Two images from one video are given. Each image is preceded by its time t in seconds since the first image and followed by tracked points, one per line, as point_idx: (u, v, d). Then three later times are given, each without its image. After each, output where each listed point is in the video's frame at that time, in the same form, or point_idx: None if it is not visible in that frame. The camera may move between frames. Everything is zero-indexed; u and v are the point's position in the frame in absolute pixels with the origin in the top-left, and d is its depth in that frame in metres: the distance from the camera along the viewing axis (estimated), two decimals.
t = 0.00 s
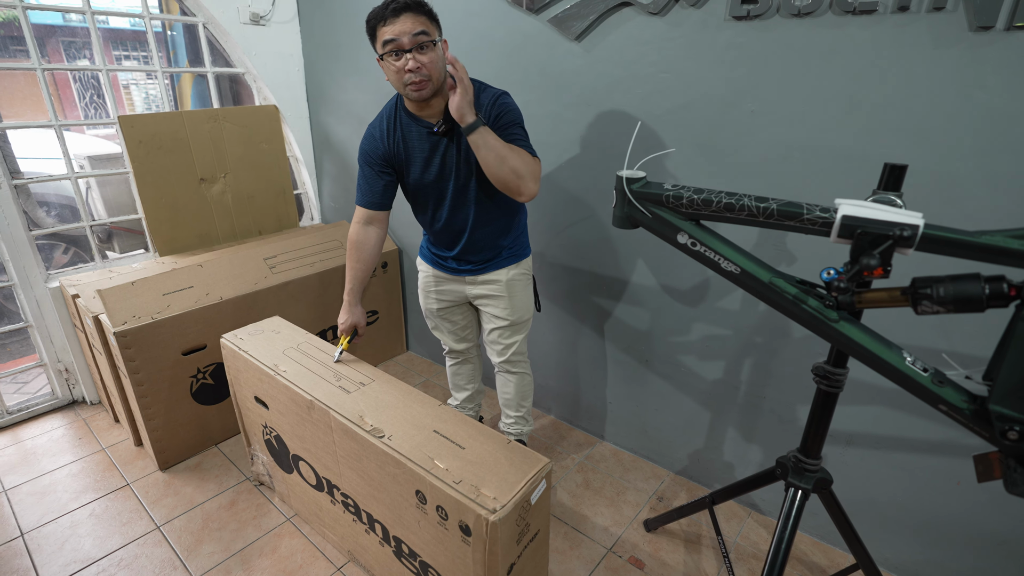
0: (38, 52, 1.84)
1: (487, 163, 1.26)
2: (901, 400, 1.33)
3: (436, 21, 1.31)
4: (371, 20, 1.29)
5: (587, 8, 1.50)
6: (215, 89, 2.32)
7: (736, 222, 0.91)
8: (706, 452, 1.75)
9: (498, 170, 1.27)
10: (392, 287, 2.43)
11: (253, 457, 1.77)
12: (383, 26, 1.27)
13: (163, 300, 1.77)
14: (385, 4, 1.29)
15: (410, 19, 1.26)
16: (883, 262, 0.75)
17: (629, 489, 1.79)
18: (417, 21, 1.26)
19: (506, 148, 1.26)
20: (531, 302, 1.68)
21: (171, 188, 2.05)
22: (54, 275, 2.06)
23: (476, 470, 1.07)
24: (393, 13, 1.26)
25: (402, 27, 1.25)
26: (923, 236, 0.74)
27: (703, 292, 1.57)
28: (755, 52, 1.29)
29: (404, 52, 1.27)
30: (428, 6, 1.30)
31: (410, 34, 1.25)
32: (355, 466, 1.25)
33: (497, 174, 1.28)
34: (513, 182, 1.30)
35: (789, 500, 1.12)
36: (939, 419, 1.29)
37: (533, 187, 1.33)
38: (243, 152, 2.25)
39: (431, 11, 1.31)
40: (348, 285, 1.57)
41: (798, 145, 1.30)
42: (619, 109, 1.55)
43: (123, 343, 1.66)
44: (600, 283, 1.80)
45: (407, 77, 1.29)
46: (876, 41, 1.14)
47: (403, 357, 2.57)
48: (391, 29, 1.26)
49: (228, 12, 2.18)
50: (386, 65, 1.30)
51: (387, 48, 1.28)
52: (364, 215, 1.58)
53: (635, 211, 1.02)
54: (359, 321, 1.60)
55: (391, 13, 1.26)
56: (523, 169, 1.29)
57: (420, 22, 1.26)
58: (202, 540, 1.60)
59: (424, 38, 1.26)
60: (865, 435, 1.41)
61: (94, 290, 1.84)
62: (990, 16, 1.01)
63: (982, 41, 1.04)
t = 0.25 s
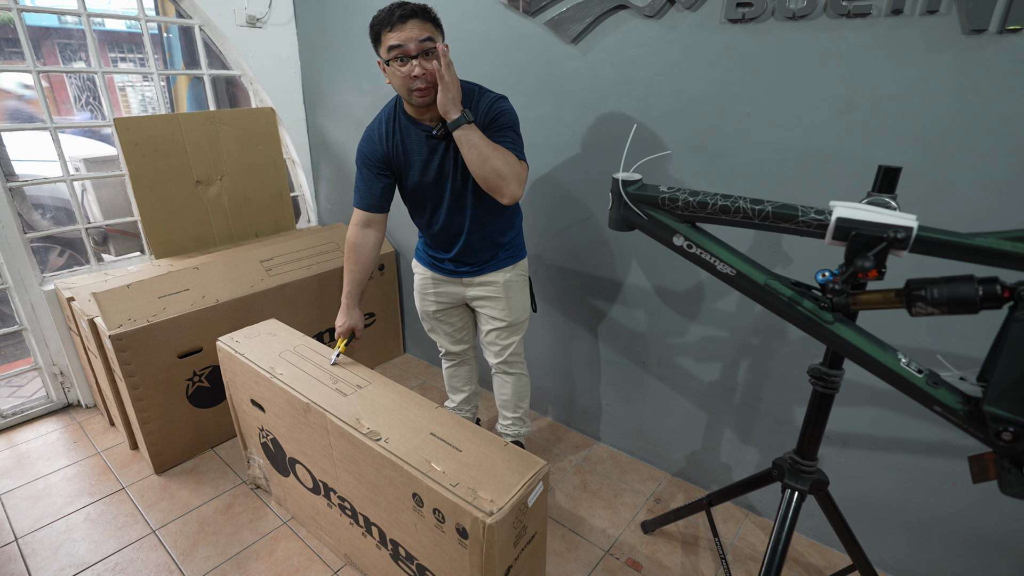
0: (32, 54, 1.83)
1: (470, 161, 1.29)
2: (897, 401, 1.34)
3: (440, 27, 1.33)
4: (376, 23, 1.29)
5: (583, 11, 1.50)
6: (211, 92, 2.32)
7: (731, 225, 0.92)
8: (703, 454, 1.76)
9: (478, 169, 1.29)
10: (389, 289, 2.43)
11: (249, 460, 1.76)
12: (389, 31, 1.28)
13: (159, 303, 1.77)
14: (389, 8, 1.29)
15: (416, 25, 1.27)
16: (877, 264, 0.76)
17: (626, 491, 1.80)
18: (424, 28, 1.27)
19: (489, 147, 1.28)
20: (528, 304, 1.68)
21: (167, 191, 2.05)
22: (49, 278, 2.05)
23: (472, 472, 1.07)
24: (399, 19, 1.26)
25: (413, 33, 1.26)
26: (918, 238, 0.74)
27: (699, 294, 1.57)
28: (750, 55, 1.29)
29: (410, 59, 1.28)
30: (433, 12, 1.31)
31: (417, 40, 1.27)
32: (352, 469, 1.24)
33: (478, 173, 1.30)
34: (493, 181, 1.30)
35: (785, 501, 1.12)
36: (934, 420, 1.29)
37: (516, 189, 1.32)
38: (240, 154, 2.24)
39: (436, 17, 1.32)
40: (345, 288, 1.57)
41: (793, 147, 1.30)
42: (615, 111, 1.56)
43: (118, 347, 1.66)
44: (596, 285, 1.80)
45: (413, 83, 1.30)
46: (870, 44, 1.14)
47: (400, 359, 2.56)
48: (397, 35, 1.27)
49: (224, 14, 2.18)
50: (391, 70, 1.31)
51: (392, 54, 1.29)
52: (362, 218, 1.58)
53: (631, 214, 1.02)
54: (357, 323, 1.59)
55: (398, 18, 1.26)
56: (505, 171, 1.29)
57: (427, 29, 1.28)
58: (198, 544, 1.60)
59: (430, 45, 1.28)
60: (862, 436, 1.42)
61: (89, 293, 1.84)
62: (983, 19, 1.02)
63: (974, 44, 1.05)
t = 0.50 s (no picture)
0: (28, 56, 1.83)
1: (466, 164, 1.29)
2: (893, 402, 1.34)
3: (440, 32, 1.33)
4: (376, 26, 1.29)
5: (580, 13, 1.51)
6: (208, 94, 2.32)
7: (727, 226, 0.92)
8: (701, 455, 1.76)
9: (475, 172, 1.29)
10: (386, 291, 2.42)
11: (246, 463, 1.76)
12: (389, 35, 1.27)
13: (155, 305, 1.76)
14: (390, 11, 1.28)
15: (417, 31, 1.27)
16: (874, 266, 0.76)
17: (624, 492, 1.79)
18: (425, 33, 1.27)
19: (486, 150, 1.28)
20: (525, 305, 1.68)
21: (163, 193, 2.04)
22: (44, 280, 2.04)
23: (470, 475, 1.07)
24: (400, 23, 1.26)
25: (411, 38, 1.26)
26: (914, 239, 0.74)
27: (697, 295, 1.57)
28: (747, 57, 1.30)
29: (410, 64, 1.28)
30: (432, 16, 1.31)
31: (418, 46, 1.27)
32: (350, 471, 1.24)
33: (474, 175, 1.30)
34: (490, 184, 1.30)
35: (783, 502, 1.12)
36: (931, 421, 1.29)
37: (512, 192, 1.33)
38: (237, 156, 2.24)
39: (435, 22, 1.32)
40: (343, 290, 1.56)
41: (790, 149, 1.31)
42: (612, 113, 1.56)
43: (114, 349, 1.65)
44: (594, 286, 1.80)
45: (412, 87, 1.31)
46: (866, 47, 1.15)
47: (398, 361, 2.56)
48: (397, 39, 1.27)
49: (221, 16, 2.18)
50: (390, 73, 1.31)
51: (392, 57, 1.29)
52: (359, 220, 1.58)
53: (628, 215, 1.02)
54: (354, 325, 1.59)
55: (399, 22, 1.26)
56: (502, 173, 1.30)
57: (427, 35, 1.28)
58: (195, 547, 1.59)
59: (430, 51, 1.28)
60: (859, 437, 1.42)
61: (85, 296, 1.83)
62: (977, 22, 1.02)
63: (969, 46, 1.05)
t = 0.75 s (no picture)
0: (24, 57, 1.82)
1: (462, 170, 1.29)
2: (891, 402, 1.34)
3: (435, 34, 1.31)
4: (371, 29, 1.28)
5: (577, 14, 1.51)
6: (205, 95, 2.31)
7: (725, 227, 0.92)
8: (700, 456, 1.76)
9: (471, 177, 1.29)
10: (384, 292, 2.42)
11: (243, 465, 1.75)
12: (383, 39, 1.27)
13: (152, 307, 1.76)
14: (385, 14, 1.27)
15: (410, 36, 1.26)
16: (871, 266, 0.76)
17: (622, 493, 1.79)
18: (418, 39, 1.26)
19: (482, 156, 1.28)
20: (522, 305, 1.68)
21: (160, 194, 2.04)
22: (40, 282, 2.03)
23: (469, 476, 1.07)
24: (393, 28, 1.25)
25: (402, 44, 1.25)
26: (911, 240, 0.74)
27: (694, 296, 1.57)
28: (744, 58, 1.30)
29: (402, 69, 1.28)
30: (428, 18, 1.29)
31: (410, 52, 1.26)
32: (347, 474, 1.24)
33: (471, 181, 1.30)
34: (487, 189, 1.31)
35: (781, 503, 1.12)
36: (928, 421, 1.30)
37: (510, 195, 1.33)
38: (234, 158, 2.23)
39: (431, 25, 1.31)
40: (340, 291, 1.56)
41: (787, 149, 1.31)
42: (610, 114, 1.56)
43: (110, 352, 1.64)
44: (592, 287, 1.80)
45: (404, 92, 1.31)
46: (862, 48, 1.15)
47: (396, 362, 2.56)
48: (390, 44, 1.26)
49: (218, 18, 2.17)
50: (383, 77, 1.31)
51: (385, 62, 1.29)
52: (356, 222, 1.58)
53: (626, 216, 1.02)
54: (352, 327, 1.59)
55: (392, 27, 1.26)
56: (497, 178, 1.30)
57: (421, 40, 1.27)
58: (192, 550, 1.58)
59: (423, 56, 1.27)
60: (857, 437, 1.42)
61: (81, 298, 1.82)
62: (973, 23, 1.03)
63: (965, 47, 1.06)
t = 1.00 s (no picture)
0: (21, 58, 1.82)
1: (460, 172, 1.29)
2: (889, 402, 1.34)
3: (413, 39, 1.27)
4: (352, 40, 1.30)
5: (575, 15, 1.51)
6: (202, 96, 2.31)
7: (723, 228, 0.92)
8: (698, 457, 1.76)
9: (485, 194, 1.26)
10: (382, 294, 2.42)
11: (241, 467, 1.75)
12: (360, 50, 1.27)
13: (150, 309, 1.75)
14: (364, 23, 1.27)
15: (381, 44, 1.24)
16: (869, 267, 0.76)
17: (621, 494, 1.79)
18: (390, 46, 1.24)
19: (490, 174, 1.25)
20: (520, 306, 1.68)
21: (158, 196, 2.03)
22: (38, 284, 2.03)
23: (468, 478, 1.06)
24: (366, 38, 1.25)
25: (374, 52, 1.24)
26: (909, 241, 0.74)
27: (693, 297, 1.57)
28: (742, 59, 1.30)
29: (377, 78, 1.27)
30: (405, 23, 1.26)
31: (382, 60, 1.24)
32: (346, 475, 1.23)
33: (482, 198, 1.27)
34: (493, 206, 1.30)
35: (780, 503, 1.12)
36: (926, 421, 1.30)
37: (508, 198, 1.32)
38: (232, 159, 2.23)
39: (410, 29, 1.27)
40: (339, 293, 1.56)
41: (784, 150, 1.31)
42: (608, 115, 1.56)
43: (108, 354, 1.64)
44: (590, 288, 1.80)
45: (381, 101, 1.30)
46: (859, 49, 1.16)
47: (394, 363, 2.55)
48: (365, 54, 1.26)
49: (216, 19, 2.17)
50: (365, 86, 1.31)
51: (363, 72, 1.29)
52: (354, 223, 1.57)
53: (624, 217, 1.02)
54: (350, 328, 1.58)
55: (366, 37, 1.25)
56: (510, 191, 1.29)
57: (393, 46, 1.24)
58: (190, 553, 1.58)
59: (395, 64, 1.24)
60: (856, 438, 1.42)
61: (79, 300, 1.82)
62: (970, 24, 1.03)
63: (962, 48, 1.06)
